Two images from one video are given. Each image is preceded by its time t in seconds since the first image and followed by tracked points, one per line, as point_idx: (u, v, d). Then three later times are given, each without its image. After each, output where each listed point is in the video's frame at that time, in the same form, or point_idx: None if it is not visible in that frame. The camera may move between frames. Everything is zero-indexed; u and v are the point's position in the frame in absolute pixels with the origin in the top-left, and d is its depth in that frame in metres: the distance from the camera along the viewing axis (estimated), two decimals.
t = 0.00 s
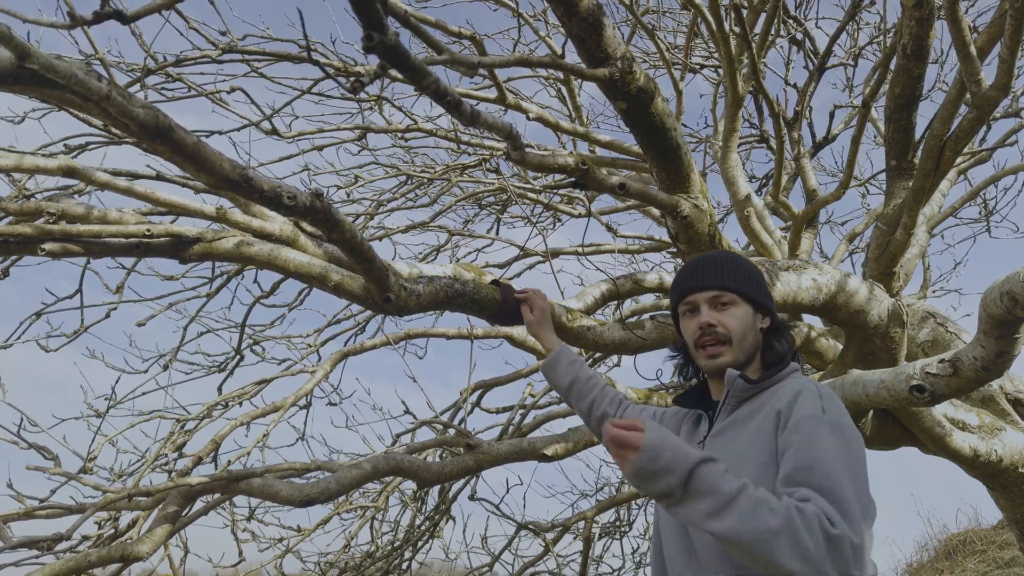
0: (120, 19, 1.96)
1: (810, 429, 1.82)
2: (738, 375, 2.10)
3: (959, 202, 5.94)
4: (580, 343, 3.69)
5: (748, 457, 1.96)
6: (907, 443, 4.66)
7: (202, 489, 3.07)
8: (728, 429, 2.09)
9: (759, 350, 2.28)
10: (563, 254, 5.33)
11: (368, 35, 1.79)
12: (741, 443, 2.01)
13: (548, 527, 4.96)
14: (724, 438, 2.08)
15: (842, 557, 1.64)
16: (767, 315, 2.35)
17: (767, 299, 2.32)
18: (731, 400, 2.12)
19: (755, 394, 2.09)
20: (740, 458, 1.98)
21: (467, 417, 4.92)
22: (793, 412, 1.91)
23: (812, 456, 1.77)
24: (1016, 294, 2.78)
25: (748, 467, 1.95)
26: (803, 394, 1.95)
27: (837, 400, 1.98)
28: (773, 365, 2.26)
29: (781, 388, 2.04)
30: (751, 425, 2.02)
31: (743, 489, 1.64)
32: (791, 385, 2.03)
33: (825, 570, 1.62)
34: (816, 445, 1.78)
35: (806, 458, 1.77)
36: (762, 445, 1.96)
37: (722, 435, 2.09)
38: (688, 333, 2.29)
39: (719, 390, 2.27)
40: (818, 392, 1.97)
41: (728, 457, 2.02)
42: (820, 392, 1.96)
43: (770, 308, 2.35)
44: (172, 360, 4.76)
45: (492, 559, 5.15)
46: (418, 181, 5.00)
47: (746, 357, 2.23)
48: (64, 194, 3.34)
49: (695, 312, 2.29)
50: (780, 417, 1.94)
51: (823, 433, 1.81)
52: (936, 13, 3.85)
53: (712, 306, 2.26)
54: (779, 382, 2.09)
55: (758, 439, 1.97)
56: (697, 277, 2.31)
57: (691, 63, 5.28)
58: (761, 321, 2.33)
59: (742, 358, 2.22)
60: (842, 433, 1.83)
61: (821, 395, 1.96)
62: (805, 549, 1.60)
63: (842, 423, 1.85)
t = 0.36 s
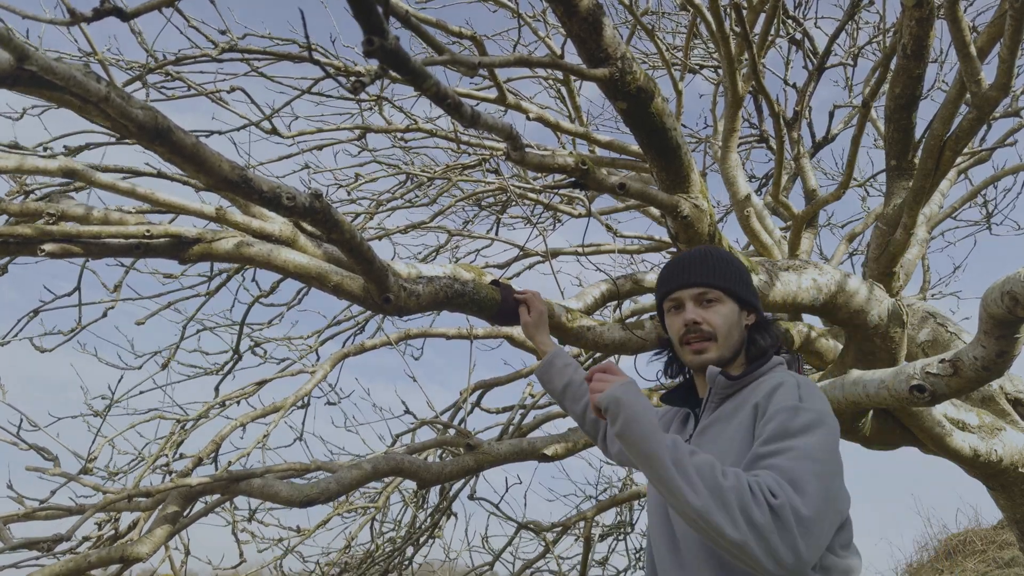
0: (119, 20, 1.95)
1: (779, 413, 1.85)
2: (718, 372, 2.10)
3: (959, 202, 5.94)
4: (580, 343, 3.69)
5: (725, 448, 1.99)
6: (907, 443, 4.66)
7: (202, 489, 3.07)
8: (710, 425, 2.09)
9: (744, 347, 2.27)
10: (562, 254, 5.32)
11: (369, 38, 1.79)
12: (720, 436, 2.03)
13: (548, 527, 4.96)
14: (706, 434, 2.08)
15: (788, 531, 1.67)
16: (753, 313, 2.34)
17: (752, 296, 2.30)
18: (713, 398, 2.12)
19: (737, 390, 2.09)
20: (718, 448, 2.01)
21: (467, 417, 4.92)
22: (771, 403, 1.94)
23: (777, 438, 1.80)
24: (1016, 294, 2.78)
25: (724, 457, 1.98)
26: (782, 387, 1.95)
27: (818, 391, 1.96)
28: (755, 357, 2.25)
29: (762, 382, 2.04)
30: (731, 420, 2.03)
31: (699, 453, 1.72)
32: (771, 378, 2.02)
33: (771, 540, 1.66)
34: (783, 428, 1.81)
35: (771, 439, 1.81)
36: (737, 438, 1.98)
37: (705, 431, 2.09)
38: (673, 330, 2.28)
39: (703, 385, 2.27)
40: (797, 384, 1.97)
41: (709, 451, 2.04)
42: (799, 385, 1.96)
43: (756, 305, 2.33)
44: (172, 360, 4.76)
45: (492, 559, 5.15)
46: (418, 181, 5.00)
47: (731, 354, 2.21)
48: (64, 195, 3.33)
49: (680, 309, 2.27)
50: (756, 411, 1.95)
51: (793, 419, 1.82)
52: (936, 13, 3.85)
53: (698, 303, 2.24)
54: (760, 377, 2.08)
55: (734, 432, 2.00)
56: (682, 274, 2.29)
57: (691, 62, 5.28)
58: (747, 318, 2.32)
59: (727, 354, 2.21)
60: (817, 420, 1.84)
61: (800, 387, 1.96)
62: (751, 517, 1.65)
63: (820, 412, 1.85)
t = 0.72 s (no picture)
0: (120, 21, 1.96)
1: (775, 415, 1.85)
2: (714, 372, 2.09)
3: (959, 201, 5.94)
4: (580, 343, 3.69)
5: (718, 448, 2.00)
6: (907, 443, 4.66)
7: (202, 490, 3.07)
8: (704, 426, 2.08)
9: (725, 346, 2.23)
10: (563, 254, 5.33)
11: (368, 38, 1.80)
12: (714, 437, 2.03)
13: (549, 527, 4.96)
14: (700, 434, 2.08)
15: (780, 534, 1.67)
16: (741, 310, 2.26)
17: (733, 295, 2.23)
18: (709, 399, 2.12)
19: (731, 391, 2.08)
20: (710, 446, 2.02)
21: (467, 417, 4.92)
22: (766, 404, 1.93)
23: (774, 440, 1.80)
24: (1015, 293, 2.78)
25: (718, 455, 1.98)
26: (777, 389, 1.95)
27: (812, 392, 1.96)
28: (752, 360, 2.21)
29: (756, 384, 2.03)
30: (725, 420, 2.03)
31: (696, 450, 1.73)
32: (766, 380, 2.02)
33: (763, 543, 1.66)
34: (779, 430, 1.81)
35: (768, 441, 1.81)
36: (732, 440, 1.98)
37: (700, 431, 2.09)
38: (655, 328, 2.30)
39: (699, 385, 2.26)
40: (790, 386, 1.96)
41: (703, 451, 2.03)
42: (793, 387, 1.96)
43: (744, 302, 2.25)
44: (173, 361, 4.76)
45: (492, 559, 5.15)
46: (417, 181, 5.00)
47: (705, 353, 2.20)
48: (64, 196, 3.34)
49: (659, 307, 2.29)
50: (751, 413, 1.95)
51: (788, 421, 1.82)
52: (936, 13, 3.85)
53: (672, 301, 2.24)
54: (755, 378, 2.07)
55: (728, 434, 2.00)
56: (664, 272, 2.29)
57: (691, 62, 5.28)
58: (734, 318, 2.25)
59: (698, 354, 2.20)
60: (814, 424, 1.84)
61: (794, 388, 1.95)
62: (743, 516, 1.65)
63: (816, 416, 1.85)
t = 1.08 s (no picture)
0: (119, 19, 1.95)
1: (804, 440, 1.81)
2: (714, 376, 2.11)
3: (959, 202, 5.93)
4: (580, 343, 3.69)
5: (734, 468, 1.96)
6: (907, 443, 4.66)
7: (202, 489, 3.08)
8: (707, 430, 2.11)
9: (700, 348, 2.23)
10: (563, 254, 5.32)
11: (368, 37, 1.80)
12: (721, 450, 2.02)
13: (548, 527, 4.96)
14: (705, 440, 2.10)
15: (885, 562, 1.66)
16: (711, 314, 2.20)
17: (697, 299, 2.21)
18: (710, 402, 2.15)
19: (732, 394, 2.10)
20: (724, 469, 1.97)
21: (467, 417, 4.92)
22: (776, 425, 1.88)
23: (821, 468, 1.75)
24: (1015, 294, 2.78)
25: (732, 475, 1.96)
26: (781, 406, 1.91)
27: (819, 399, 1.95)
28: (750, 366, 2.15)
29: (757, 390, 2.04)
30: (729, 432, 2.02)
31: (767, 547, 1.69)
32: (768, 387, 2.02)
33: None
34: (820, 457, 1.77)
35: (815, 472, 1.76)
36: (742, 457, 1.95)
37: (703, 435, 2.12)
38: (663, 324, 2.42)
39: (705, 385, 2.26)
40: (797, 394, 1.94)
41: (710, 461, 2.03)
42: (799, 395, 1.94)
43: (712, 306, 2.19)
44: (172, 360, 4.76)
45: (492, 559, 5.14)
46: (418, 181, 5.00)
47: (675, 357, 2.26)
48: (65, 194, 3.33)
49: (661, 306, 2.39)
50: (759, 430, 1.92)
51: (809, 446, 1.79)
52: (936, 13, 3.85)
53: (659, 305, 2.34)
54: (756, 382, 2.08)
55: (738, 451, 1.97)
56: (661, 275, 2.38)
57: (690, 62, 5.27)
58: (706, 320, 2.21)
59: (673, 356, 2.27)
60: (838, 434, 1.82)
61: (800, 396, 1.94)
62: None
63: (833, 424, 1.84)
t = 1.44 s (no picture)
0: (120, 20, 1.96)
1: (822, 446, 1.82)
2: (727, 378, 2.11)
3: (959, 202, 5.93)
4: (580, 342, 3.69)
5: (744, 470, 1.95)
6: (907, 443, 4.66)
7: (201, 490, 3.08)
8: (716, 432, 2.10)
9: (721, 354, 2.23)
10: (563, 254, 5.32)
11: (368, 37, 1.80)
12: (730, 452, 2.01)
13: (548, 527, 4.95)
14: (713, 441, 2.08)
15: None
16: (734, 321, 2.21)
17: (722, 306, 2.20)
18: (720, 403, 2.14)
19: (743, 397, 2.10)
20: (733, 471, 1.97)
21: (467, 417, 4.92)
22: (792, 430, 1.89)
23: (841, 478, 1.76)
24: (1017, 293, 2.78)
25: (743, 478, 1.95)
26: (797, 409, 1.92)
27: (830, 405, 1.97)
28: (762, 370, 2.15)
29: (770, 394, 2.04)
30: (740, 435, 2.02)
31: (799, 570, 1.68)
32: (781, 392, 2.02)
33: None
34: (840, 467, 1.78)
35: (833, 479, 1.77)
36: (754, 459, 1.95)
37: (711, 436, 2.10)
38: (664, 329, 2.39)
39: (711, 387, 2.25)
40: (810, 399, 1.96)
41: (718, 463, 2.02)
42: (812, 400, 1.95)
43: (736, 313, 2.19)
44: (172, 360, 4.76)
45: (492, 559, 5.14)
46: (417, 181, 5.00)
47: (696, 363, 2.23)
48: (64, 194, 3.34)
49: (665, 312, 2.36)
50: (774, 433, 1.92)
51: (831, 454, 1.80)
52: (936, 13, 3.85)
53: (670, 311, 2.31)
54: (768, 386, 2.09)
55: (748, 453, 1.97)
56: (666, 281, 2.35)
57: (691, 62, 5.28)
58: (727, 327, 2.22)
59: (690, 363, 2.24)
60: (853, 440, 1.84)
61: (813, 401, 1.95)
62: None
63: (848, 430, 1.85)
